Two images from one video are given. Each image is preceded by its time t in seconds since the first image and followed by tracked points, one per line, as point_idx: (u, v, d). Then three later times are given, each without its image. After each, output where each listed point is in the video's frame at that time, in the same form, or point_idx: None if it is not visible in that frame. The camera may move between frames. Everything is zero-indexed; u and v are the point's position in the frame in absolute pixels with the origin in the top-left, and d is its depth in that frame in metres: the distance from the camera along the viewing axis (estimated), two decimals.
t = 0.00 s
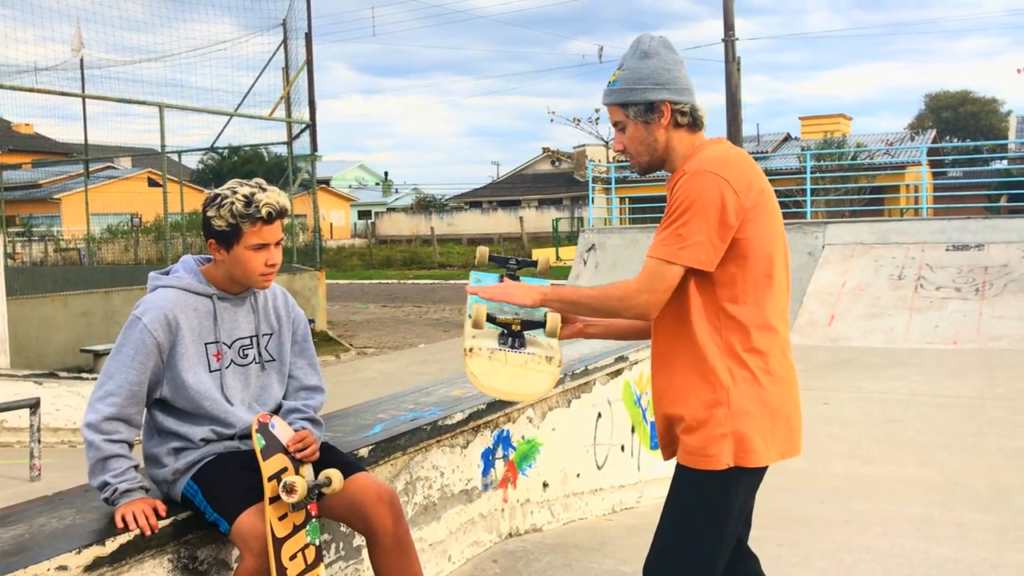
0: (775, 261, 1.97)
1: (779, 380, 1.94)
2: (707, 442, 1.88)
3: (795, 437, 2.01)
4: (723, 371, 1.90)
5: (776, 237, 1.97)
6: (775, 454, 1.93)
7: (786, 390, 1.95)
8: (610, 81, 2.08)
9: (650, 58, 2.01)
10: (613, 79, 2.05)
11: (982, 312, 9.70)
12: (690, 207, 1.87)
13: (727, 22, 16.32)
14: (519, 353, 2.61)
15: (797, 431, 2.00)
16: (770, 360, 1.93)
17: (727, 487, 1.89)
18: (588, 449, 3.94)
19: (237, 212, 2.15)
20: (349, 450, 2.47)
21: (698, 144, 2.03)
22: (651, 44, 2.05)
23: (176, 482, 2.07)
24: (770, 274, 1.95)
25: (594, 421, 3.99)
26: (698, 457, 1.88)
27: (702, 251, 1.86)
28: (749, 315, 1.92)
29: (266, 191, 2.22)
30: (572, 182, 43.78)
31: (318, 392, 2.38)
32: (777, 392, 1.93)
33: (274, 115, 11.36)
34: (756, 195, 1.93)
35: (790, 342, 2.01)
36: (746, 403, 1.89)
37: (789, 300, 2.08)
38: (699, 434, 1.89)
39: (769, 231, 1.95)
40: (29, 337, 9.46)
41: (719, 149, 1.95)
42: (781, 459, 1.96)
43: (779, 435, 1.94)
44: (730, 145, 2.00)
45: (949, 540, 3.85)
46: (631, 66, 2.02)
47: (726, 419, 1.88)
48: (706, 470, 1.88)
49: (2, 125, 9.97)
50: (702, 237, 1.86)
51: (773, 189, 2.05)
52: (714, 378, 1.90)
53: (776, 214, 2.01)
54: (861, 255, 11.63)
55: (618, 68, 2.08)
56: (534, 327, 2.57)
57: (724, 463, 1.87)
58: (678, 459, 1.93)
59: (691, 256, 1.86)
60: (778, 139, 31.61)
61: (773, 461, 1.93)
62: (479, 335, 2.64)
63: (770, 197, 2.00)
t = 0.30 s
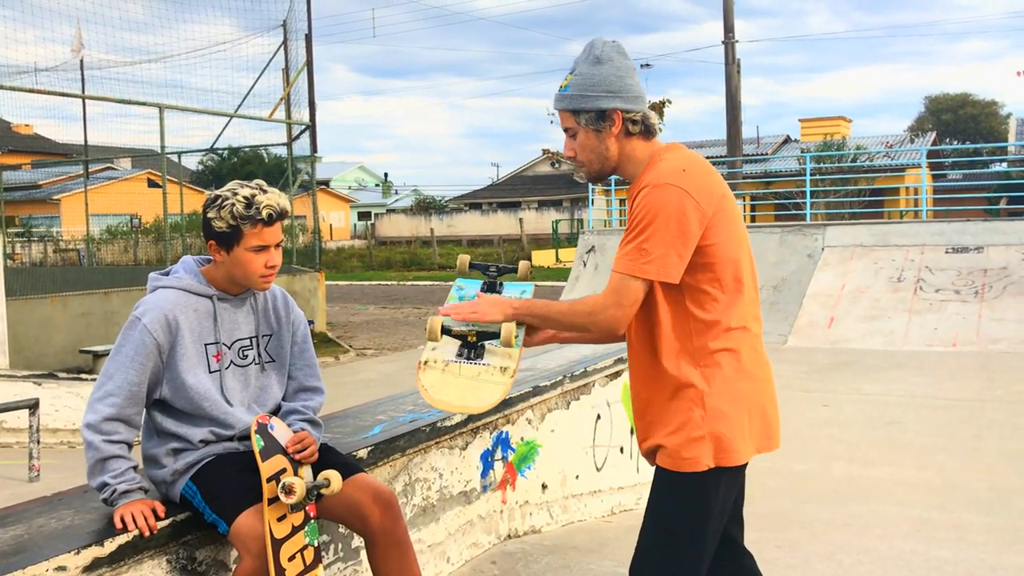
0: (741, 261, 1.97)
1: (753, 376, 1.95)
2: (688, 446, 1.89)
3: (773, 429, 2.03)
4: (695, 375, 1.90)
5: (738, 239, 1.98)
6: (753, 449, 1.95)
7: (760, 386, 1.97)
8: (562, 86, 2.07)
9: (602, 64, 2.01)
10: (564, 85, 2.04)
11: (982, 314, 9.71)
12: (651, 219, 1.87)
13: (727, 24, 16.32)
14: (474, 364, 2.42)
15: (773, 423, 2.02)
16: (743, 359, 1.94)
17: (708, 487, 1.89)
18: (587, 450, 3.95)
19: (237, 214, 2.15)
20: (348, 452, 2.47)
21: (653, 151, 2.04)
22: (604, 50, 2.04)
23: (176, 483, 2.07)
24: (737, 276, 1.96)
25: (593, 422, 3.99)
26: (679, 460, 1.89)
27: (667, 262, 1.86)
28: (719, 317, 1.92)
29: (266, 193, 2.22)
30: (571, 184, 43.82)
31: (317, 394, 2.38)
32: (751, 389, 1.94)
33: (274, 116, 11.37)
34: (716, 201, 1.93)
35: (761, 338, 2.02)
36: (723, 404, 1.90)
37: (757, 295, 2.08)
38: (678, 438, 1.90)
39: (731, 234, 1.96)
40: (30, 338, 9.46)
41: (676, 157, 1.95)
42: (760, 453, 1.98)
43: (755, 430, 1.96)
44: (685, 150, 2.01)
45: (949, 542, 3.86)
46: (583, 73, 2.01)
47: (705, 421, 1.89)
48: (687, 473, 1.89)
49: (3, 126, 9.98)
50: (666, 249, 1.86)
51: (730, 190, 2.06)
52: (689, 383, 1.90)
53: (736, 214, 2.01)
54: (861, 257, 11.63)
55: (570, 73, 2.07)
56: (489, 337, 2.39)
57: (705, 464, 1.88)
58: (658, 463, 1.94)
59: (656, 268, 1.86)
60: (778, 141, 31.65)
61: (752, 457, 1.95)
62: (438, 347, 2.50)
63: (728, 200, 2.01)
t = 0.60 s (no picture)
0: (702, 261, 1.97)
1: (722, 374, 1.94)
2: (658, 447, 1.90)
3: (751, 425, 2.02)
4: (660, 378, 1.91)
5: (695, 239, 1.98)
6: (728, 446, 1.95)
7: (731, 383, 1.96)
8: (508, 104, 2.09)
9: (541, 80, 2.02)
10: (509, 103, 2.06)
11: (982, 315, 9.71)
12: (600, 230, 1.89)
13: (727, 25, 16.33)
14: (451, 384, 2.39)
15: (750, 419, 2.01)
16: (710, 357, 1.93)
17: (681, 486, 1.90)
18: (587, 451, 3.95)
19: (240, 216, 2.15)
20: (349, 452, 2.47)
21: (603, 160, 2.04)
22: (545, 65, 2.07)
23: (176, 484, 2.07)
24: (698, 276, 1.96)
25: (594, 423, 3.99)
26: (651, 461, 1.91)
27: (621, 271, 1.88)
28: (682, 319, 1.93)
29: (269, 195, 2.23)
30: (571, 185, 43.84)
31: (318, 395, 2.38)
32: (722, 387, 1.94)
33: (274, 117, 11.37)
34: (667, 205, 1.94)
35: (731, 335, 2.02)
36: (691, 404, 1.90)
37: (728, 293, 2.08)
38: (649, 440, 1.91)
39: (688, 235, 1.96)
40: (30, 338, 9.47)
41: (623, 166, 1.96)
42: (737, 451, 1.98)
43: (729, 427, 1.95)
44: (637, 156, 2.02)
45: (948, 543, 3.86)
46: (525, 89, 2.03)
47: (673, 422, 1.89)
48: (660, 474, 1.90)
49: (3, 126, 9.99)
50: (617, 258, 1.88)
51: (688, 191, 2.06)
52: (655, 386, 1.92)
53: (694, 215, 2.01)
54: (861, 258, 11.64)
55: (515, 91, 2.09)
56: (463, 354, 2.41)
57: (676, 464, 1.89)
58: (634, 464, 1.96)
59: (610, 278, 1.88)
60: (778, 142, 31.65)
61: (726, 453, 1.95)
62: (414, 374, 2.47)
63: (684, 200, 2.01)
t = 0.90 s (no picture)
0: (676, 259, 1.96)
1: (704, 370, 1.93)
2: (644, 448, 1.89)
3: (737, 419, 2.01)
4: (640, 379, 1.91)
5: (666, 237, 1.96)
6: (715, 443, 1.94)
7: (713, 378, 1.95)
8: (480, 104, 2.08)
9: (513, 85, 2.00)
10: (481, 103, 2.05)
11: (986, 312, 9.69)
12: (570, 236, 1.87)
13: (729, 22, 16.30)
14: (431, 407, 2.39)
15: (736, 413, 2.00)
16: (690, 355, 1.92)
17: (671, 485, 1.90)
18: (591, 448, 3.95)
19: (244, 214, 2.15)
20: (353, 451, 2.48)
21: (570, 166, 2.03)
22: (519, 70, 2.04)
23: (181, 483, 2.07)
24: (673, 274, 1.95)
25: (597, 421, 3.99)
26: (637, 462, 1.90)
27: (592, 275, 1.86)
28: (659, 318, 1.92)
29: (273, 193, 2.22)
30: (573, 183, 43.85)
31: (322, 393, 2.38)
32: (706, 384, 1.93)
33: (276, 115, 11.36)
34: (635, 205, 1.92)
35: (712, 330, 2.00)
36: (674, 404, 1.89)
37: (706, 287, 2.06)
38: (634, 441, 1.91)
39: (658, 233, 1.94)
40: (33, 337, 9.48)
41: (590, 170, 1.94)
42: (724, 446, 1.97)
43: (716, 423, 1.94)
44: (603, 158, 2.00)
45: (953, 541, 3.85)
46: (495, 93, 2.02)
47: (658, 423, 1.89)
48: (646, 474, 1.90)
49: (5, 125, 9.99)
50: (589, 263, 1.86)
51: (657, 188, 2.04)
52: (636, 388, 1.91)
53: (663, 212, 2.00)
54: (864, 255, 11.62)
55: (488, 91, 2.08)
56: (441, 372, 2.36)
57: (663, 463, 1.88)
58: (621, 464, 1.96)
59: (583, 282, 1.86)
60: (780, 139, 31.62)
61: (714, 450, 1.94)
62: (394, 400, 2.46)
63: (653, 198, 1.99)
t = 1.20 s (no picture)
0: (669, 257, 1.95)
1: (702, 367, 1.92)
2: (644, 447, 1.88)
3: (737, 415, 2.00)
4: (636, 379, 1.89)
5: (659, 235, 1.95)
6: (717, 440, 1.93)
7: (712, 375, 1.93)
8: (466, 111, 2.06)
9: (496, 89, 1.99)
10: (466, 110, 2.03)
11: (993, 308, 9.65)
12: (560, 238, 1.86)
13: (735, 17, 16.24)
14: (432, 415, 2.39)
15: (736, 409, 1.99)
16: (687, 353, 1.91)
17: (671, 482, 1.89)
18: (598, 445, 3.94)
19: (252, 211, 2.14)
20: (360, 447, 2.48)
21: (560, 168, 2.01)
22: (500, 73, 2.02)
23: (189, 479, 2.07)
24: (667, 271, 1.94)
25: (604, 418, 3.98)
26: (636, 460, 1.90)
27: (585, 276, 1.84)
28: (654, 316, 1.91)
29: (281, 189, 2.21)
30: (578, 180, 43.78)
31: (329, 389, 2.37)
32: (705, 381, 1.91)
33: (282, 112, 11.35)
34: (626, 205, 1.91)
35: (709, 326, 1.99)
36: (673, 402, 1.88)
37: (702, 283, 2.05)
38: (634, 441, 1.90)
39: (650, 230, 1.93)
40: (40, 333, 9.50)
41: (578, 171, 1.93)
42: (725, 443, 1.96)
43: (716, 420, 1.93)
44: (591, 159, 1.99)
45: (962, 538, 3.83)
46: (480, 97, 2.00)
47: (656, 421, 1.88)
48: (646, 472, 1.89)
49: (12, 122, 10.00)
50: (580, 264, 1.84)
51: (648, 186, 2.03)
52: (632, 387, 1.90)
53: (655, 210, 1.98)
54: (871, 252, 11.58)
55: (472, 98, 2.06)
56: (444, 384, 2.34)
57: (662, 462, 1.87)
58: (620, 463, 1.95)
59: (575, 284, 1.84)
60: (786, 135, 31.53)
61: (715, 447, 1.93)
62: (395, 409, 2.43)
63: (644, 197, 1.98)
